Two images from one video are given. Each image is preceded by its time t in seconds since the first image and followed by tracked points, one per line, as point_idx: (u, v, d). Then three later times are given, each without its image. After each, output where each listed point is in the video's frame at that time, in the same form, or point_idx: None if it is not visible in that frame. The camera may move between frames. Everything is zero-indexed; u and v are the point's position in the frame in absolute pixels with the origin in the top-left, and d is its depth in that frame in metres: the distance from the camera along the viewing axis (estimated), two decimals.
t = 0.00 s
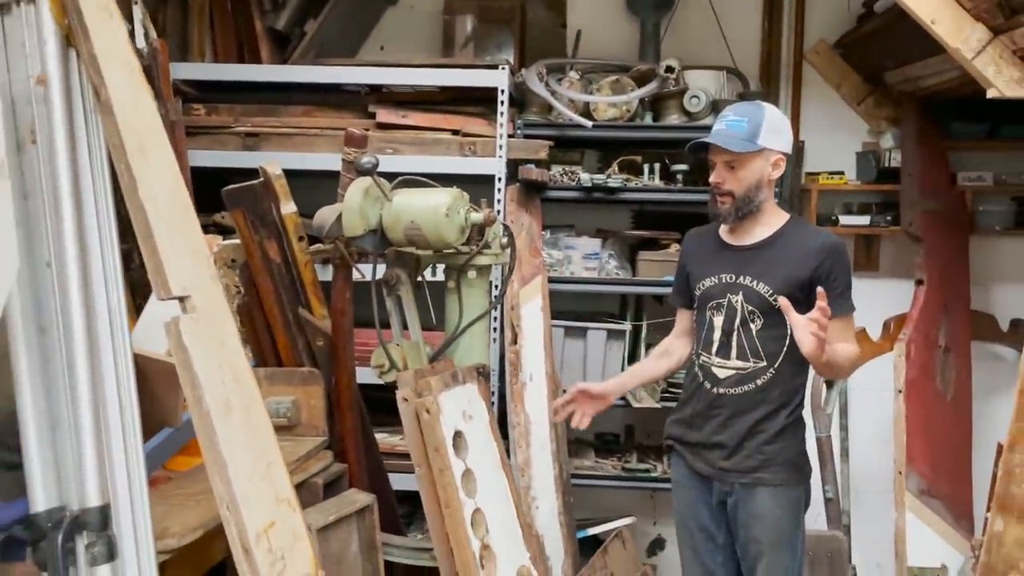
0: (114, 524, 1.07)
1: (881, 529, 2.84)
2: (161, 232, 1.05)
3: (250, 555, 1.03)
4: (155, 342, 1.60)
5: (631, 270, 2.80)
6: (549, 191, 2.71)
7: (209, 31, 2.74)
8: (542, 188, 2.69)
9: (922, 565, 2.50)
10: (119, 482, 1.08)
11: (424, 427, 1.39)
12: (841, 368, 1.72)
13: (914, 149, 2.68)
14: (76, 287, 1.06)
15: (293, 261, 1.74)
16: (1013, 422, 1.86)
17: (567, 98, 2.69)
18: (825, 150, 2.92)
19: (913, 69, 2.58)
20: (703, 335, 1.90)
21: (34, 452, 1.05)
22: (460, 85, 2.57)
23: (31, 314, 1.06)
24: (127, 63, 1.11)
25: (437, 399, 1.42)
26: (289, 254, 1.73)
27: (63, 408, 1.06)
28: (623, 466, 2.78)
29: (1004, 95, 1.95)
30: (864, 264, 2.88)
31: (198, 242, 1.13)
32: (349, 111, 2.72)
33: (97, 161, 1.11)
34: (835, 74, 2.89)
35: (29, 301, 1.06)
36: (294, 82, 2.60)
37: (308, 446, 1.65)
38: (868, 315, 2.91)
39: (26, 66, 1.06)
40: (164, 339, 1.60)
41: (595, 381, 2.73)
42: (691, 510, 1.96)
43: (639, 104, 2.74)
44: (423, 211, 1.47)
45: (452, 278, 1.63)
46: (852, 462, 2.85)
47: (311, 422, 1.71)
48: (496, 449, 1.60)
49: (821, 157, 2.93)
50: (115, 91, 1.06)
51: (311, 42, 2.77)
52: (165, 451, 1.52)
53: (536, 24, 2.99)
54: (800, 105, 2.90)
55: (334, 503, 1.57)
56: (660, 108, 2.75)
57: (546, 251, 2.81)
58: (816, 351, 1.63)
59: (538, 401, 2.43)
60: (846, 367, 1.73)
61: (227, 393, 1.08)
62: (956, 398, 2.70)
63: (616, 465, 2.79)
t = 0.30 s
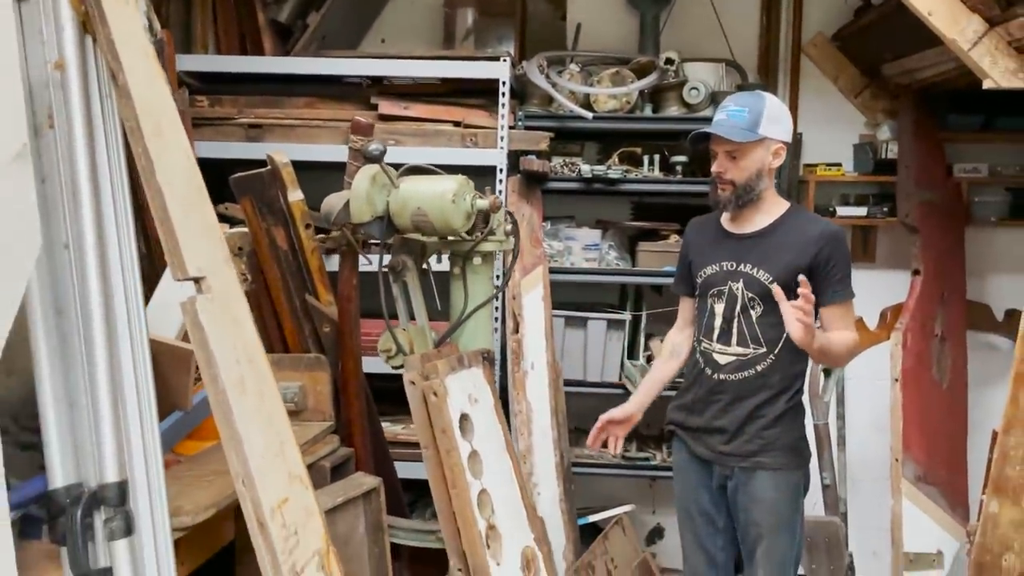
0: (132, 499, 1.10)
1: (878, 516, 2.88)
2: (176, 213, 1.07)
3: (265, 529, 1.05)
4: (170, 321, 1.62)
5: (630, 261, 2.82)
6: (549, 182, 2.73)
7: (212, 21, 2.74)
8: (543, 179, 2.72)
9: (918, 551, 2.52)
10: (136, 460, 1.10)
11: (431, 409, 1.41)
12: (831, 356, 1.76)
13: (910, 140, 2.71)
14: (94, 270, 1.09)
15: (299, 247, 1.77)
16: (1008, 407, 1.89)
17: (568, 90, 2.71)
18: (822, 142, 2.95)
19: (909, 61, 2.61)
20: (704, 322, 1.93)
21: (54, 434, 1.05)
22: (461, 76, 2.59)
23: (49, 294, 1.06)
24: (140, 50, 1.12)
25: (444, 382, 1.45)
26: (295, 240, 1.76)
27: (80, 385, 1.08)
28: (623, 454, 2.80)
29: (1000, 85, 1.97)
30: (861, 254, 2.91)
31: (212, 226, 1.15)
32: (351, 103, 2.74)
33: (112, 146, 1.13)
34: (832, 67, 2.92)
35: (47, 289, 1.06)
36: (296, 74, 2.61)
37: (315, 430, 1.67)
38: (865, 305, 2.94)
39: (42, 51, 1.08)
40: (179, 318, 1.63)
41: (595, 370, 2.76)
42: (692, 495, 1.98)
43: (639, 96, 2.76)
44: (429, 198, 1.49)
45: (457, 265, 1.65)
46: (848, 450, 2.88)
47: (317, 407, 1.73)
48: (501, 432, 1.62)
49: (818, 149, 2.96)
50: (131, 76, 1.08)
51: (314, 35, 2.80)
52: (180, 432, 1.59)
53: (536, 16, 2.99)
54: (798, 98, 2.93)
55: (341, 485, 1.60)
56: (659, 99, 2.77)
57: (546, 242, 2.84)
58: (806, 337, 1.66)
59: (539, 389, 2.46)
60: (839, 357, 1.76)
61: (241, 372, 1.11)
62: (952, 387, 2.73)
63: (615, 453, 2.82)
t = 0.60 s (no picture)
0: (139, 475, 1.11)
1: (874, 502, 2.91)
2: (182, 193, 1.09)
3: (271, 503, 1.07)
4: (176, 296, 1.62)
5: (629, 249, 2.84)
6: (547, 170, 2.75)
7: (212, 13, 2.78)
8: (541, 168, 2.74)
9: (913, 535, 2.54)
10: (142, 437, 1.12)
11: (432, 389, 1.43)
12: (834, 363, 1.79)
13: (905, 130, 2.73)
14: (101, 250, 1.10)
15: (300, 232, 1.78)
16: (1000, 390, 1.92)
17: (566, 78, 2.72)
18: (819, 131, 2.97)
19: (906, 50, 2.63)
20: (703, 307, 1.96)
21: (62, 413, 1.07)
22: (460, 65, 2.60)
23: (57, 274, 1.08)
24: (146, 32, 1.14)
25: (444, 363, 1.46)
26: (297, 225, 1.78)
27: (88, 364, 1.09)
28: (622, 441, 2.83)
29: (995, 72, 1.99)
30: (857, 242, 2.93)
31: (216, 207, 1.17)
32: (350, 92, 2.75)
33: (118, 129, 1.15)
34: (829, 56, 2.93)
35: (54, 269, 1.08)
36: (296, 62, 2.62)
37: (317, 412, 1.69)
38: (862, 293, 2.96)
39: (49, 33, 1.09)
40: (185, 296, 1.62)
41: (594, 358, 2.78)
42: (692, 478, 2.01)
43: (637, 85, 2.77)
44: (430, 181, 1.51)
45: (457, 249, 1.67)
46: (845, 437, 2.91)
47: (318, 391, 1.75)
48: (501, 414, 1.65)
49: (815, 138, 2.98)
50: (138, 58, 1.09)
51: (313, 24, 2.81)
52: (183, 416, 1.58)
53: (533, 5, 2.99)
54: (795, 87, 2.95)
55: (344, 467, 1.62)
56: (658, 88, 2.79)
57: (545, 231, 2.85)
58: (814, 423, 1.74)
59: (539, 376, 2.48)
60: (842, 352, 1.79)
61: (246, 350, 1.13)
62: (946, 373, 2.76)
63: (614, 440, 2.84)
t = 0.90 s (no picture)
0: (147, 450, 1.13)
1: (873, 486, 2.93)
2: (187, 171, 1.10)
3: (278, 476, 1.08)
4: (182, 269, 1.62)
5: (629, 235, 2.85)
6: (547, 156, 2.76)
7: None
8: (541, 153, 2.75)
9: (910, 517, 2.55)
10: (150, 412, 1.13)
11: (435, 368, 1.44)
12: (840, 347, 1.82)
13: (904, 116, 2.74)
14: (108, 228, 1.11)
15: (303, 215, 1.80)
16: (998, 369, 1.95)
17: (567, 64, 2.73)
18: (818, 118, 2.98)
19: (905, 35, 2.63)
20: (705, 290, 1.97)
21: (71, 390, 1.08)
22: (461, 51, 2.60)
23: (65, 251, 1.09)
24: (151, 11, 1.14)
25: (448, 342, 1.47)
26: (299, 208, 1.79)
27: (95, 340, 1.10)
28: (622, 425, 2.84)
29: (994, 56, 2.00)
30: (857, 228, 2.94)
31: (222, 186, 1.19)
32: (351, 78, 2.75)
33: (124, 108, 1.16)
34: (829, 42, 2.94)
35: (63, 246, 1.08)
36: (298, 48, 2.62)
37: (321, 392, 1.70)
38: (861, 278, 2.97)
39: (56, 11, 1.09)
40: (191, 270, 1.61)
41: (594, 343, 2.79)
42: (694, 459, 2.02)
43: (637, 71, 2.78)
44: (432, 161, 1.52)
45: (459, 231, 1.68)
46: (844, 421, 2.93)
47: (321, 371, 1.77)
48: (503, 394, 1.66)
49: (815, 124, 2.98)
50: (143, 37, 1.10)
51: (314, 10, 2.81)
52: (189, 395, 1.59)
53: None
54: (794, 74, 2.95)
55: (348, 446, 1.63)
56: (658, 74, 2.79)
57: (545, 217, 2.86)
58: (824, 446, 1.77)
59: (539, 359, 2.49)
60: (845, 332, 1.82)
61: (253, 327, 1.14)
62: (945, 357, 2.78)
63: (613, 424, 2.85)
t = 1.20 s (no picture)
0: (155, 426, 1.14)
1: (871, 469, 2.95)
2: (193, 150, 1.12)
3: (284, 452, 1.10)
4: (189, 249, 1.63)
5: (629, 220, 2.86)
6: (548, 141, 2.77)
7: None
8: (542, 138, 2.75)
9: (908, 498, 2.56)
10: (158, 388, 1.14)
11: (438, 348, 1.45)
12: (842, 333, 1.83)
13: (904, 101, 2.74)
14: (115, 207, 1.13)
15: (306, 198, 1.82)
16: (994, 350, 1.97)
17: (567, 49, 2.74)
18: (818, 103, 2.99)
19: (906, 20, 2.61)
20: (707, 273, 1.98)
21: (79, 367, 1.09)
22: (461, 36, 2.60)
23: (72, 230, 1.10)
24: None
25: (451, 323, 1.49)
26: (303, 190, 1.82)
27: (103, 317, 1.11)
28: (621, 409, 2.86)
29: (994, 40, 2.01)
30: (856, 213, 2.95)
31: (227, 166, 1.20)
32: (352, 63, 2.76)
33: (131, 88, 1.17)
34: (829, 27, 2.94)
35: (70, 226, 1.10)
36: (298, 32, 2.62)
37: (325, 373, 1.72)
38: (860, 263, 2.98)
39: None
40: (198, 248, 1.63)
41: (594, 328, 2.81)
42: (695, 441, 2.03)
43: (638, 56, 2.78)
44: (434, 143, 1.52)
45: (462, 213, 1.69)
46: (842, 405, 2.95)
47: (324, 353, 1.79)
48: (505, 375, 1.68)
49: (815, 109, 2.99)
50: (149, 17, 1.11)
51: None
52: (193, 375, 1.60)
53: None
54: (794, 58, 2.95)
55: (352, 427, 1.65)
56: (658, 59, 2.79)
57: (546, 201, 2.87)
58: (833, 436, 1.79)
59: (540, 343, 2.50)
60: (847, 316, 1.84)
61: (259, 306, 1.15)
62: (943, 341, 2.80)
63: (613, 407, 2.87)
